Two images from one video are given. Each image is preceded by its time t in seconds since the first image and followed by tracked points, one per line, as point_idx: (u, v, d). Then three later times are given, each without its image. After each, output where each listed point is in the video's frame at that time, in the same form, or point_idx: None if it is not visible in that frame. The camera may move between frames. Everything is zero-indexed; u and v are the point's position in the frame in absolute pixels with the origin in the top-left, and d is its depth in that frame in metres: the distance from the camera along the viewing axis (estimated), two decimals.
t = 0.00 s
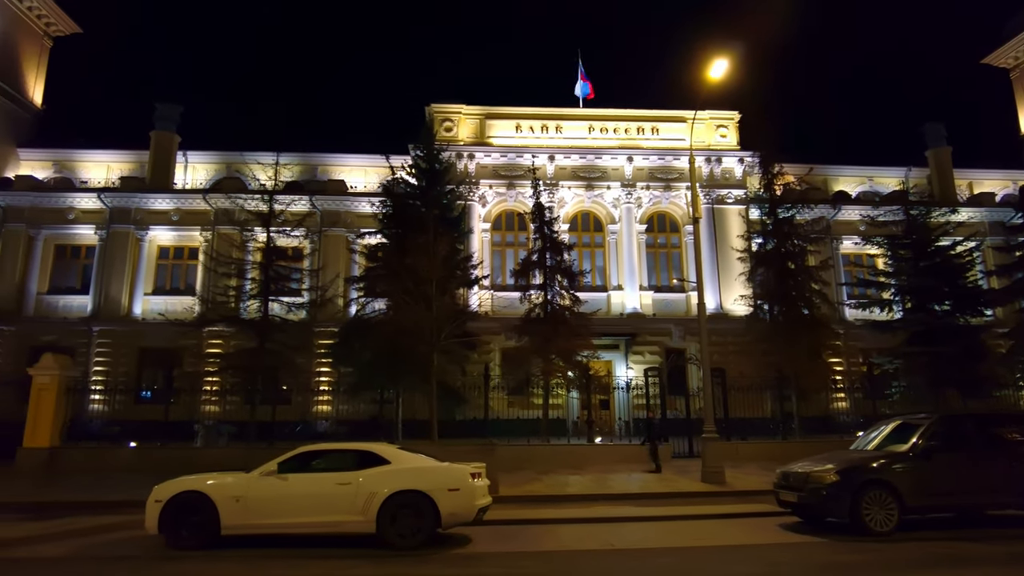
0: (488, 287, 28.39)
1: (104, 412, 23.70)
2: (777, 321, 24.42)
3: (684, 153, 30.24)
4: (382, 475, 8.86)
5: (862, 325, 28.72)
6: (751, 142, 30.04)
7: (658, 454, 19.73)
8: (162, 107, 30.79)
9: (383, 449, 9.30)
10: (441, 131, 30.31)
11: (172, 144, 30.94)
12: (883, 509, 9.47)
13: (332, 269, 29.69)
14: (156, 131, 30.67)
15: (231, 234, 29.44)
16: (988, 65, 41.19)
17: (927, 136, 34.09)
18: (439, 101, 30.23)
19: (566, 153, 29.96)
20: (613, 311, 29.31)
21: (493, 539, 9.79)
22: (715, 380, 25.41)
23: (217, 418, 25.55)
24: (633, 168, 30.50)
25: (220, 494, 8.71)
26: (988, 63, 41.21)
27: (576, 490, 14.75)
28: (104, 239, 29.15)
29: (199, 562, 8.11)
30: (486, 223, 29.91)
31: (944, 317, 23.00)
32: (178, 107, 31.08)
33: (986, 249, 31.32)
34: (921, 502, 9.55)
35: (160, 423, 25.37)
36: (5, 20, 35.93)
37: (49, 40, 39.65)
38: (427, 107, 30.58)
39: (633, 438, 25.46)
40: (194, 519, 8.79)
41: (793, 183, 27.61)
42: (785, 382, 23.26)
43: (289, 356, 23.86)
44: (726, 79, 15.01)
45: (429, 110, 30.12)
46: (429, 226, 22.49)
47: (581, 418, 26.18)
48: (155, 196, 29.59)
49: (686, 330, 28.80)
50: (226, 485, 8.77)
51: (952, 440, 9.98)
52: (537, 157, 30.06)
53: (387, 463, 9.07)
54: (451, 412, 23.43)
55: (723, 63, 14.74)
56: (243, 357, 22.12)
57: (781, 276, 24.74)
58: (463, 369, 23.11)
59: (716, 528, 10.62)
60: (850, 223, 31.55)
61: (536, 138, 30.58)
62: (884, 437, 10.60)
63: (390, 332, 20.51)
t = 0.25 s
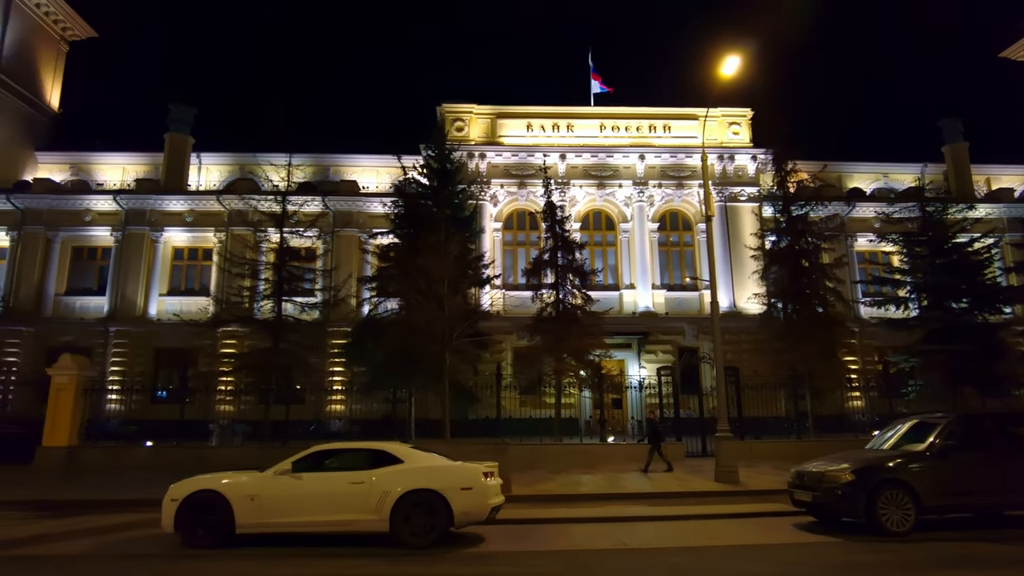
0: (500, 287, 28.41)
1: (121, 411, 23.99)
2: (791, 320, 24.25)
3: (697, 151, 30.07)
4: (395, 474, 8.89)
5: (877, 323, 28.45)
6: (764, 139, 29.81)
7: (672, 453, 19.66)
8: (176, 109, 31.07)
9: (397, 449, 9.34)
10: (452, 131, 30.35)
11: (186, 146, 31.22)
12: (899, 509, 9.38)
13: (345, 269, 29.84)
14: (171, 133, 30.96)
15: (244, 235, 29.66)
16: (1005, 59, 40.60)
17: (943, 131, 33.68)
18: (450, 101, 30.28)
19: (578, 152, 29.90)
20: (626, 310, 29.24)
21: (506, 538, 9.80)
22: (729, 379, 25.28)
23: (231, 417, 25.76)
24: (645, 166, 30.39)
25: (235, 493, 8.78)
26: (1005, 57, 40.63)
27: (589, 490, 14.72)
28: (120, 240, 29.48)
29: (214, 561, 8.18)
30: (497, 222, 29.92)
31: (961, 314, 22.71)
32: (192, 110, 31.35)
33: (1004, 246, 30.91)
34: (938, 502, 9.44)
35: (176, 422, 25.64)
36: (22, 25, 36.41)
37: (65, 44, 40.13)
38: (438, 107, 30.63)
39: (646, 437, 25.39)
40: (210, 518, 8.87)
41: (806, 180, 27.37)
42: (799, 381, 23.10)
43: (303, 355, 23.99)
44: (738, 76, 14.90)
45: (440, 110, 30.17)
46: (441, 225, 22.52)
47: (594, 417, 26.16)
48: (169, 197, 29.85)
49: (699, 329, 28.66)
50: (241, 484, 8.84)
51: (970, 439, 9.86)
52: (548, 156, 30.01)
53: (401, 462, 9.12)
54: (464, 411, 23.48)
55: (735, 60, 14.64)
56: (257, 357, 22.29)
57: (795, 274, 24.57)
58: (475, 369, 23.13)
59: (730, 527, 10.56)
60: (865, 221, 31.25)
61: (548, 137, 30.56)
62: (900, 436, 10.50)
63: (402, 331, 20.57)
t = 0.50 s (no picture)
0: (512, 286, 28.42)
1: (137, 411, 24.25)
2: (805, 318, 24.06)
3: (709, 148, 29.91)
4: (407, 474, 8.92)
5: (893, 321, 28.17)
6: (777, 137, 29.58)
7: (685, 453, 19.58)
8: (190, 112, 31.34)
9: (409, 448, 9.37)
10: (463, 130, 30.38)
11: (200, 148, 31.48)
12: (916, 509, 9.28)
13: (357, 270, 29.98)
14: (184, 136, 31.24)
15: (258, 236, 29.87)
16: None
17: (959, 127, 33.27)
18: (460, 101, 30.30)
19: (589, 150, 29.83)
20: (638, 309, 29.14)
21: (519, 537, 9.80)
22: (743, 379, 25.14)
23: (245, 417, 25.97)
24: (657, 164, 30.26)
25: (249, 492, 8.84)
26: None
27: (602, 489, 14.69)
28: (135, 242, 29.78)
29: (229, 559, 8.24)
30: (508, 221, 29.92)
31: (979, 312, 22.40)
32: (205, 112, 31.61)
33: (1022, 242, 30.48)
34: (956, 502, 9.33)
35: (190, 422, 25.87)
36: (38, 29, 36.87)
37: (81, 49, 40.58)
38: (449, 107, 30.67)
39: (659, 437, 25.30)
40: (224, 517, 8.94)
41: (820, 177, 27.14)
42: (812, 380, 22.93)
43: (317, 355, 24.12)
44: (751, 73, 14.80)
45: (451, 110, 30.20)
46: (453, 225, 22.55)
47: (606, 417, 26.10)
48: (183, 199, 30.11)
49: (712, 327, 28.52)
50: (255, 483, 8.90)
51: (988, 439, 9.74)
52: (559, 155, 29.96)
53: (413, 461, 9.14)
54: (477, 410, 23.51)
55: (748, 57, 14.53)
56: (271, 357, 22.43)
57: (809, 272, 24.39)
58: (488, 368, 23.15)
59: (744, 527, 10.50)
60: (880, 218, 30.93)
61: (559, 136, 30.52)
62: (916, 436, 10.39)
63: (414, 331, 20.62)
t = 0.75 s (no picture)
0: (523, 286, 28.43)
1: (152, 411, 24.49)
2: (818, 317, 23.86)
3: (721, 146, 29.74)
4: (420, 473, 8.95)
5: (908, 320, 27.90)
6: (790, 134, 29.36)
7: (698, 452, 19.51)
8: (203, 114, 31.62)
9: (422, 448, 9.39)
10: (474, 131, 30.41)
11: (213, 150, 31.75)
12: (932, 509, 9.18)
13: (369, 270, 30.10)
14: (197, 138, 31.50)
15: (270, 237, 30.07)
16: None
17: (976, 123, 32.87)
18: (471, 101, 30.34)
19: (600, 149, 29.76)
20: (650, 308, 29.06)
21: (531, 537, 9.80)
22: (756, 378, 24.99)
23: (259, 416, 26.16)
24: (668, 163, 30.15)
25: (263, 492, 8.90)
26: None
27: (614, 489, 14.65)
28: (149, 243, 30.06)
29: (244, 558, 8.30)
30: (519, 221, 29.93)
31: (996, 311, 22.10)
32: (218, 114, 31.87)
33: None
34: (973, 503, 9.22)
35: (205, 422, 26.10)
36: (54, 34, 37.32)
37: (96, 53, 41.03)
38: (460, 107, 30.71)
39: (672, 437, 25.23)
40: (239, 516, 9.02)
41: (834, 175, 26.91)
42: (826, 379, 22.75)
43: (330, 355, 24.22)
44: (763, 71, 14.70)
45: (462, 110, 30.24)
46: (464, 225, 22.57)
47: (618, 416, 26.06)
48: (197, 201, 30.36)
49: (725, 326, 28.39)
50: (268, 483, 8.96)
51: (1007, 439, 9.62)
52: (570, 154, 29.92)
53: (426, 461, 9.16)
54: (488, 410, 23.54)
55: (760, 54, 14.44)
56: (284, 357, 22.57)
57: (822, 270, 24.21)
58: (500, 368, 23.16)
59: (757, 528, 10.44)
60: (895, 215, 30.63)
61: (569, 135, 30.48)
62: (932, 436, 10.28)
63: (426, 331, 20.67)
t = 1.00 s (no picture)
0: (534, 286, 28.42)
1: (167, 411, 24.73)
2: (832, 315, 23.68)
3: (733, 145, 29.57)
4: (432, 473, 8.97)
5: (924, 318, 27.60)
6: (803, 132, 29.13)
7: (711, 452, 19.41)
8: (216, 117, 31.89)
9: (434, 447, 9.42)
10: (485, 131, 30.44)
11: (226, 152, 32.00)
12: (950, 510, 9.08)
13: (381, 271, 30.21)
14: (210, 140, 31.77)
15: (283, 238, 30.26)
16: None
17: (992, 119, 32.46)
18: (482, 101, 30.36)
19: (611, 148, 29.69)
20: (662, 307, 28.95)
21: (544, 537, 9.79)
22: (769, 377, 24.83)
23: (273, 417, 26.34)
24: (680, 161, 30.02)
25: (277, 491, 8.97)
26: None
27: (627, 489, 14.61)
28: (164, 245, 30.33)
29: (259, 557, 8.37)
30: (530, 221, 29.91)
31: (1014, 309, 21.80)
32: (231, 116, 32.13)
33: None
34: (992, 503, 9.11)
35: (219, 422, 26.31)
36: (70, 39, 37.79)
37: (112, 57, 41.50)
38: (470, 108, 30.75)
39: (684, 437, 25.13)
40: (253, 515, 9.07)
41: (847, 172, 26.68)
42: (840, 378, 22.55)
43: (342, 355, 24.32)
44: (775, 68, 14.60)
45: (472, 111, 30.28)
46: (475, 225, 22.61)
47: (631, 416, 26.01)
48: (210, 203, 30.61)
49: (738, 325, 28.23)
50: (283, 482, 9.02)
51: None
52: (581, 153, 29.87)
53: (438, 461, 9.19)
54: (500, 410, 23.56)
55: (772, 52, 14.36)
56: (298, 357, 22.70)
57: (836, 268, 24.01)
58: (511, 368, 23.16)
59: (772, 528, 10.37)
60: (910, 213, 30.30)
61: (580, 135, 30.43)
62: (949, 436, 10.18)
63: (437, 331, 20.71)
